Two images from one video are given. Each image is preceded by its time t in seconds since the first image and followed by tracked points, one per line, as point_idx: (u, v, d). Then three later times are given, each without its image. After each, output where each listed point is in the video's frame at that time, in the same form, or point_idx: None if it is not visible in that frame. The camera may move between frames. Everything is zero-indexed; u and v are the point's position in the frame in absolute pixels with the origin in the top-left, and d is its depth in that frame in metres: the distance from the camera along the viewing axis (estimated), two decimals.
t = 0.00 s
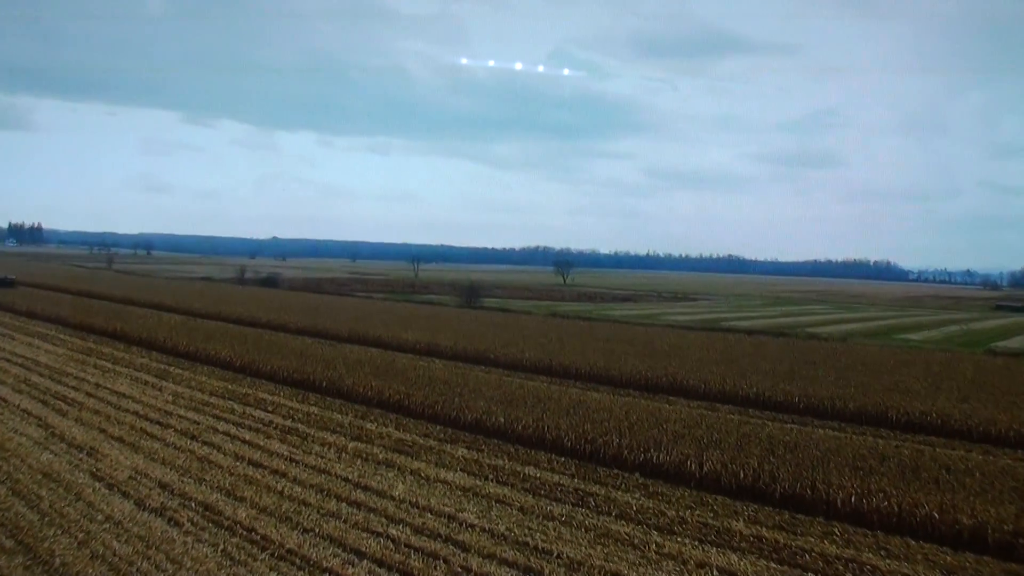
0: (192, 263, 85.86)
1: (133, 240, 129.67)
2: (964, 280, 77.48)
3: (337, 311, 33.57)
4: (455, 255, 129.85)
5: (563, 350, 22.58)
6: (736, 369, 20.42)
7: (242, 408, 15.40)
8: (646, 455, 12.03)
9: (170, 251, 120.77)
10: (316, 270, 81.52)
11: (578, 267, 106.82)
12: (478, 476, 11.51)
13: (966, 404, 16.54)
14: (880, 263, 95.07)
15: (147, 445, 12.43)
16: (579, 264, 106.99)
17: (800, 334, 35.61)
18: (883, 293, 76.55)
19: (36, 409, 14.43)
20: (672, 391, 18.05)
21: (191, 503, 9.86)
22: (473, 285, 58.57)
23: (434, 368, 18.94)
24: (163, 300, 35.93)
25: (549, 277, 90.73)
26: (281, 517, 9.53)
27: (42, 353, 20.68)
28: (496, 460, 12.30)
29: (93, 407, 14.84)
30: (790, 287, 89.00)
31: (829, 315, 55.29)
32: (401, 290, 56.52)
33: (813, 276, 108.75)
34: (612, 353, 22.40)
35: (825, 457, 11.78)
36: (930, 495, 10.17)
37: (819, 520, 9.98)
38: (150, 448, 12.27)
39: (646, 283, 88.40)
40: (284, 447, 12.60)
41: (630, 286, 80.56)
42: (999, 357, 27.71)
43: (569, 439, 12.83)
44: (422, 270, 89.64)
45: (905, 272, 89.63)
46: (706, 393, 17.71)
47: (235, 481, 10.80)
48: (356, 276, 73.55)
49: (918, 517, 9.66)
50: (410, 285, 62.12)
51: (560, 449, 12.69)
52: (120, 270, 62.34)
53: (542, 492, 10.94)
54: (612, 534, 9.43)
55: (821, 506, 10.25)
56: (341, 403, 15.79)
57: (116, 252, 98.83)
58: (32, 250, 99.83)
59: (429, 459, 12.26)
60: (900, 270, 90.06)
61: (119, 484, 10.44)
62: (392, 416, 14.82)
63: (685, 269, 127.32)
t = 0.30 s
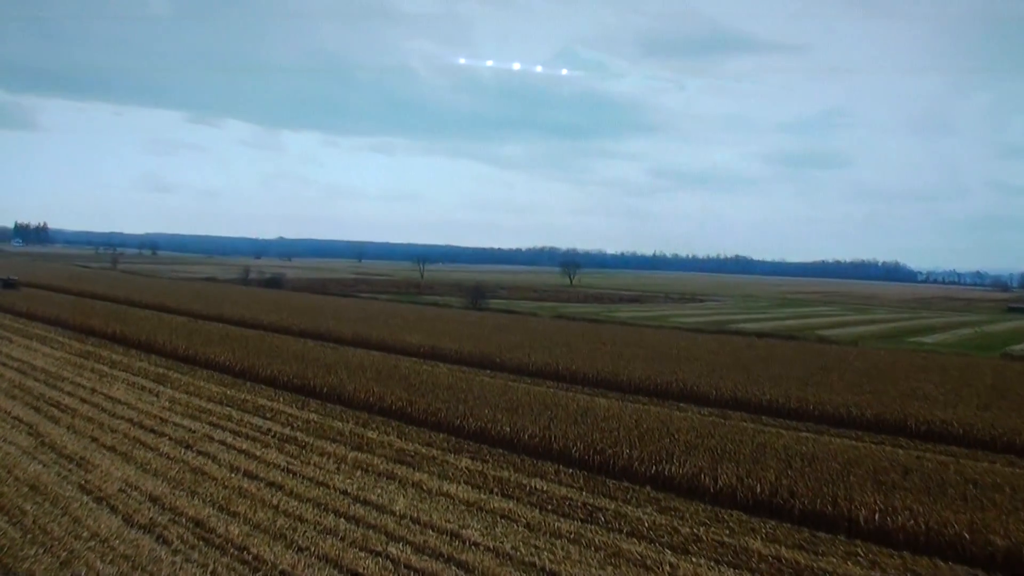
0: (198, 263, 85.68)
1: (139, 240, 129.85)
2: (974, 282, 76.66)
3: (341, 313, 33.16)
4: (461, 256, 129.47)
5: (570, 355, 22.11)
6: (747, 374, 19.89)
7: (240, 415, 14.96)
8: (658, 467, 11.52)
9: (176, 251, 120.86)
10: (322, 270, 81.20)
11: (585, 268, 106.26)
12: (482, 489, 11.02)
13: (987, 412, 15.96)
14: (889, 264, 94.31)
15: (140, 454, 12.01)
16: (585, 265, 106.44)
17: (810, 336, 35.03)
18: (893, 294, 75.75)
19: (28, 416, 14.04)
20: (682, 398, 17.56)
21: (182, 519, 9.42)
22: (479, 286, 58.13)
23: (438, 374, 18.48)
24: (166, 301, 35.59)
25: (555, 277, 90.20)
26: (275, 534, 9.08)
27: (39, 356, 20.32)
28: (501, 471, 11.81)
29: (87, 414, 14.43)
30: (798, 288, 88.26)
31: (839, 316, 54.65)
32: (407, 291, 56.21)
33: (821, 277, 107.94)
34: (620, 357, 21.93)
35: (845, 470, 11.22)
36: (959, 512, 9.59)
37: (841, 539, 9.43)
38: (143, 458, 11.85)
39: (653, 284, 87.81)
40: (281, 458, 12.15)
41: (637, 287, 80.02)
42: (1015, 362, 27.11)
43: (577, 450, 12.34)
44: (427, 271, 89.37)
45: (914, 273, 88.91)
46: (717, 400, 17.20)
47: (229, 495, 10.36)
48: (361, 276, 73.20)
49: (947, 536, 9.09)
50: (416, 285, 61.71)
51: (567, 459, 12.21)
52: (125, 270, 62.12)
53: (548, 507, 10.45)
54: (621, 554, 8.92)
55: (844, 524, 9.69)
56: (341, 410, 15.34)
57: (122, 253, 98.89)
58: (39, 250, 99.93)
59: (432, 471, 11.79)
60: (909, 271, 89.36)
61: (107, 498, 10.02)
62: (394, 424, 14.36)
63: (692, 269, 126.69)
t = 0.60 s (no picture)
0: (204, 261, 85.51)
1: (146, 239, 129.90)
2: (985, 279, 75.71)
3: (346, 313, 32.75)
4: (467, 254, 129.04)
5: (579, 356, 21.60)
6: (760, 377, 19.35)
7: (239, 420, 14.51)
8: (672, 477, 10.98)
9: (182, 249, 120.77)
10: (328, 269, 80.89)
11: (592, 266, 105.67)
12: (488, 501, 10.51)
13: (1012, 417, 15.36)
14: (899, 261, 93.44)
15: (134, 464, 11.57)
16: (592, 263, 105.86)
17: (823, 336, 34.43)
18: (903, 292, 74.88)
19: (22, 423, 13.63)
20: (694, 402, 17.05)
21: (172, 535, 8.97)
22: (485, 285, 57.65)
23: (443, 377, 18.00)
24: (169, 301, 35.23)
25: (561, 275, 89.73)
26: (270, 551, 8.60)
27: (37, 358, 19.94)
28: (508, 482, 11.30)
29: (82, 420, 14.02)
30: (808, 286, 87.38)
31: (849, 315, 53.96)
32: (413, 289, 55.82)
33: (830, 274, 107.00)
34: (629, 358, 21.40)
35: (870, 480, 10.61)
36: (993, 528, 8.97)
37: (868, 555, 8.83)
38: (137, 467, 11.40)
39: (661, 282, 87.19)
40: (280, 467, 11.68)
41: (645, 285, 79.42)
42: None
43: (587, 459, 11.82)
44: (434, 269, 89.02)
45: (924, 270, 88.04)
46: (731, 405, 16.66)
47: (224, 508, 9.90)
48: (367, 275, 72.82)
49: (982, 554, 8.47)
50: (422, 284, 61.29)
51: (577, 469, 11.70)
52: (129, 270, 61.88)
53: (557, 520, 9.92)
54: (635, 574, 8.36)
55: (871, 539, 9.09)
56: (344, 416, 14.88)
57: (129, 251, 98.89)
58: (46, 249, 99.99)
59: (436, 481, 11.29)
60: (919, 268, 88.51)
61: (97, 511, 9.58)
62: (397, 430, 13.87)
63: (700, 267, 125.96)
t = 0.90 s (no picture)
0: (208, 260, 85.17)
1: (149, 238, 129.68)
2: (993, 276, 75.01)
3: (348, 313, 32.29)
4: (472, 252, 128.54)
5: (585, 358, 21.11)
6: (771, 379, 18.83)
7: (235, 427, 14.03)
8: (685, 489, 10.47)
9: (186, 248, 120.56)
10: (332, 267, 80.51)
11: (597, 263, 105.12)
12: (493, 514, 10.00)
13: None
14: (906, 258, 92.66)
15: (124, 474, 11.12)
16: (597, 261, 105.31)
17: (832, 334, 33.87)
18: (911, 289, 74.15)
19: (11, 430, 13.21)
20: (704, 406, 16.54)
21: (158, 553, 8.49)
22: (490, 283, 57.15)
23: (447, 380, 17.51)
24: (170, 301, 34.81)
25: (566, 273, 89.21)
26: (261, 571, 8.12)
27: (32, 362, 19.53)
28: (513, 493, 10.79)
29: (74, 428, 13.58)
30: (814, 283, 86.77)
31: (858, 312, 53.33)
32: (417, 288, 55.38)
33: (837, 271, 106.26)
34: (637, 360, 20.91)
35: (895, 491, 10.02)
36: None
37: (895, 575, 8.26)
38: (127, 479, 10.95)
39: (666, 279, 86.63)
40: (276, 478, 11.21)
41: (650, 282, 78.86)
42: None
43: (596, 469, 11.32)
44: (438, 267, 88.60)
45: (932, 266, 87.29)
46: (743, 408, 16.15)
47: (215, 523, 9.43)
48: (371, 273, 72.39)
49: None
50: (425, 282, 60.85)
51: (586, 480, 11.20)
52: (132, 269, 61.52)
53: (565, 535, 9.40)
54: None
55: (898, 557, 8.51)
56: (344, 422, 14.40)
57: (133, 250, 98.64)
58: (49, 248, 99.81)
59: (438, 492, 10.79)
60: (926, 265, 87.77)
61: (81, 527, 9.13)
62: (399, 437, 13.39)
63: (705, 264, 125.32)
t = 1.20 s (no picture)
0: (211, 255, 84.84)
1: (152, 232, 129.44)
2: (1002, 271, 74.28)
3: (351, 309, 31.83)
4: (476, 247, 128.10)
5: (592, 356, 20.63)
6: (783, 379, 18.34)
7: (231, 430, 13.57)
8: (699, 498, 9.96)
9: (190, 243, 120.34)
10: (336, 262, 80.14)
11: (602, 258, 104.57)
12: (497, 525, 9.51)
13: None
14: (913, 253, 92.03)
15: (112, 482, 10.68)
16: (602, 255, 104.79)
17: (841, 331, 33.37)
18: (918, 284, 73.44)
19: None
20: (714, 407, 16.06)
21: (143, 571, 8.03)
22: (494, 279, 56.65)
23: (450, 380, 17.06)
24: (171, 297, 34.39)
25: (570, 268, 88.69)
26: None
27: (27, 361, 19.12)
28: (518, 502, 10.30)
29: (63, 431, 13.13)
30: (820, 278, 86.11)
31: (865, 308, 52.77)
32: (421, 283, 54.85)
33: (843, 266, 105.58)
34: (645, 359, 20.41)
35: (920, 502, 9.48)
36: None
37: None
38: (116, 487, 10.51)
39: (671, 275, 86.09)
40: (272, 486, 10.73)
41: (655, 277, 78.28)
42: None
43: (606, 476, 10.84)
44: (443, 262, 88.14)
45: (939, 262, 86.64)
46: (756, 410, 15.64)
47: (205, 536, 8.97)
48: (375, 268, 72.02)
49: None
50: (429, 277, 60.37)
51: (595, 489, 10.70)
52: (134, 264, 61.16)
53: (573, 548, 8.91)
54: None
55: None
56: (344, 424, 13.94)
57: (136, 245, 98.35)
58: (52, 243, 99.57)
59: (440, 501, 10.30)
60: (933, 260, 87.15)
61: (63, 541, 8.68)
62: (401, 441, 12.91)
63: (710, 259, 124.66)
